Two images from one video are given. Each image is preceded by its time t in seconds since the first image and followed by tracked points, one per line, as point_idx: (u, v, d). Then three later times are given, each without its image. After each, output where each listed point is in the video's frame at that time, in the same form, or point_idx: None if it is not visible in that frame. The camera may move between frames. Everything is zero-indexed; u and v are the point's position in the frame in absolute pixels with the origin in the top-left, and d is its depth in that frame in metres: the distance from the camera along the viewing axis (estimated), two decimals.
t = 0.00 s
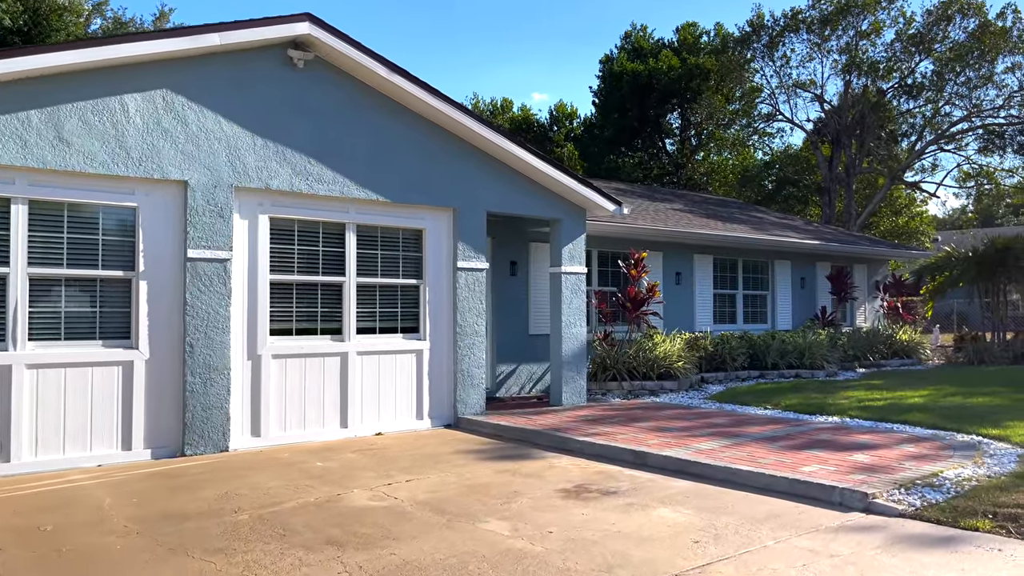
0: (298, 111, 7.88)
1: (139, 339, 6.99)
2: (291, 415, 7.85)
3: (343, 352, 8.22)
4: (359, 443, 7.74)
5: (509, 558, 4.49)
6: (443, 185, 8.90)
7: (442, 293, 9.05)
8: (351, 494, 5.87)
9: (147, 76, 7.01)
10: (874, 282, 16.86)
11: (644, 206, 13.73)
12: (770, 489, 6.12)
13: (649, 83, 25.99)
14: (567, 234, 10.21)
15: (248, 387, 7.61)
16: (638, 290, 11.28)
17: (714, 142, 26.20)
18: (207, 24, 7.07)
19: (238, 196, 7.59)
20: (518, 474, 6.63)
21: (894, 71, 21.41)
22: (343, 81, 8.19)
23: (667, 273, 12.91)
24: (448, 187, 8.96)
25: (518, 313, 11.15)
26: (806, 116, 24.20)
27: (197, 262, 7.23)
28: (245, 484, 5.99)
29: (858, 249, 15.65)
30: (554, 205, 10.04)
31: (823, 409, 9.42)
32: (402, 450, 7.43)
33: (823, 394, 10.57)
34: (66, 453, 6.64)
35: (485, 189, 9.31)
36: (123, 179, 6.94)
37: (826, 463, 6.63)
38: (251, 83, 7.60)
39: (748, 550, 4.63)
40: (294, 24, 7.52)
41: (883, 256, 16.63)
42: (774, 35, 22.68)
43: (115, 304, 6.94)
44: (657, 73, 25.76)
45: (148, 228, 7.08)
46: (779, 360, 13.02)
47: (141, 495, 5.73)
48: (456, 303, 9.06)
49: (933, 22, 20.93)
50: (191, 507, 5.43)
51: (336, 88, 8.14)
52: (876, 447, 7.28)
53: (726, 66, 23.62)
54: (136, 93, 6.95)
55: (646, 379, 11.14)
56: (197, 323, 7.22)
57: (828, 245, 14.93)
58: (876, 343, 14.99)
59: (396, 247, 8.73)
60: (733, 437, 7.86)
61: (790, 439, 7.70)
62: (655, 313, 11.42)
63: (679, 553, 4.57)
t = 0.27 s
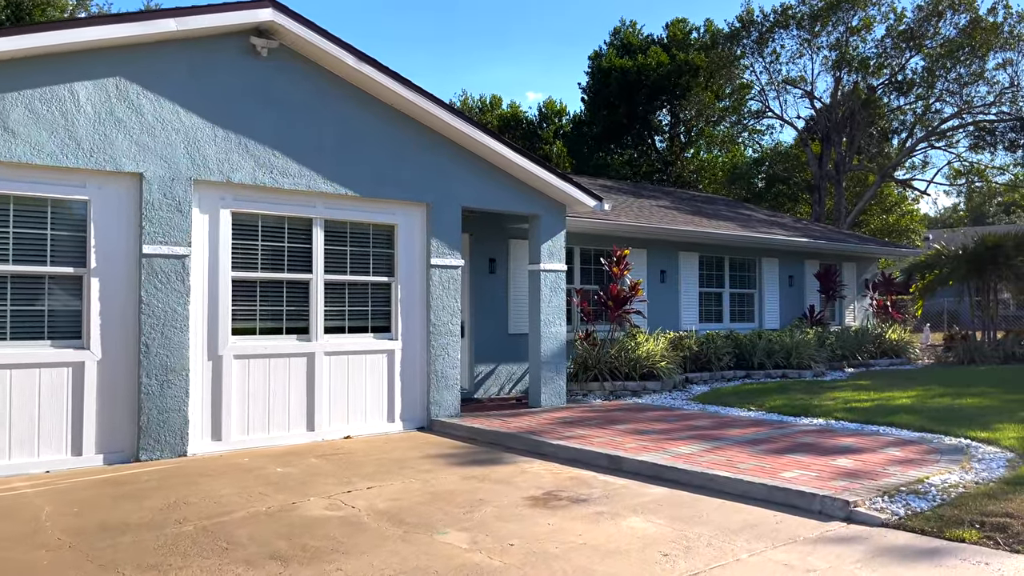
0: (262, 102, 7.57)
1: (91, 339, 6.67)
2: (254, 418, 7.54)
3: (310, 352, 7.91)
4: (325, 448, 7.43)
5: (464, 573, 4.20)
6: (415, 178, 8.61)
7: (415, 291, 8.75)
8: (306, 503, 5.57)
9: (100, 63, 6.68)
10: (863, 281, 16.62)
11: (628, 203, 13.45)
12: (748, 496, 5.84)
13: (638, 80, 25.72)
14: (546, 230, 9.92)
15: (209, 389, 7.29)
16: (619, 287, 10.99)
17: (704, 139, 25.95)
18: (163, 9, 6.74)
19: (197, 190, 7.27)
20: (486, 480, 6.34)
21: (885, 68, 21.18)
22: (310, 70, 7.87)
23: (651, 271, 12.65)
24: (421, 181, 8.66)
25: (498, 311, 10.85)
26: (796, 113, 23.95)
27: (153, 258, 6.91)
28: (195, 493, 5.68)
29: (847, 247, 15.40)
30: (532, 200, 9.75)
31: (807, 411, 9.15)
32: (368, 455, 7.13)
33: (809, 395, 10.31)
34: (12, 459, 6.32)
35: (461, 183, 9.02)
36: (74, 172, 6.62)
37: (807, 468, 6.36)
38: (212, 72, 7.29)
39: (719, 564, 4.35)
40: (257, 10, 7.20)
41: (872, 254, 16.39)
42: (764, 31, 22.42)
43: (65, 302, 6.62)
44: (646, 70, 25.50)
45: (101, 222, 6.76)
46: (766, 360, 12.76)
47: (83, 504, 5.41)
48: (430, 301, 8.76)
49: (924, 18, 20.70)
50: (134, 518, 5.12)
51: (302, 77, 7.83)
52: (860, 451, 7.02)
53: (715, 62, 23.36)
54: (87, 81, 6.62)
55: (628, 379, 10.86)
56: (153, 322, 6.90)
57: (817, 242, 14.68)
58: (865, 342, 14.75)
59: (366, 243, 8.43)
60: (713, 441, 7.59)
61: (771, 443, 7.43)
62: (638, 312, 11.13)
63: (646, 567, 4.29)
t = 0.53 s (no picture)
0: (227, 91, 7.23)
1: (42, 339, 6.32)
2: (218, 422, 7.19)
3: (279, 353, 7.57)
4: (292, 453, 7.10)
5: None
6: (389, 172, 8.28)
7: (391, 288, 8.41)
8: (263, 514, 5.24)
9: (51, 48, 6.33)
10: (857, 279, 16.33)
11: (616, 199, 13.14)
12: (732, 506, 5.52)
13: (630, 76, 25.41)
14: (529, 227, 9.59)
15: (170, 391, 6.94)
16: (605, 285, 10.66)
17: (697, 135, 25.64)
18: None
19: (157, 183, 6.93)
20: (457, 488, 6.02)
21: (879, 63, 20.88)
22: (278, 59, 7.54)
23: (639, 269, 12.35)
24: (396, 174, 8.33)
25: (480, 310, 10.52)
26: (789, 110, 23.65)
27: (110, 254, 6.56)
28: (146, 504, 5.35)
29: (840, 245, 15.10)
30: (513, 195, 9.42)
31: (798, 413, 8.84)
32: (336, 462, 6.80)
33: (800, 397, 10.00)
34: None
35: (438, 177, 8.69)
36: (24, 162, 6.27)
37: (796, 475, 6.05)
38: (173, 58, 6.93)
39: None
40: None
41: (866, 252, 16.09)
42: (757, 26, 22.11)
43: (15, 300, 6.27)
44: (638, 66, 25.18)
45: (53, 216, 6.41)
46: (757, 360, 12.46)
47: (24, 516, 5.07)
48: (406, 300, 8.43)
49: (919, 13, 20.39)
50: (75, 531, 4.79)
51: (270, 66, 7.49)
52: (852, 456, 6.70)
53: (708, 58, 23.04)
54: (38, 66, 6.27)
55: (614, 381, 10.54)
56: (109, 321, 6.56)
57: (810, 240, 14.37)
58: (859, 342, 14.45)
59: (339, 239, 8.09)
60: (699, 445, 7.27)
61: (759, 447, 7.12)
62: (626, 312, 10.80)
63: None
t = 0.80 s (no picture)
0: (191, 80, 6.89)
1: None
2: (181, 429, 6.85)
3: (246, 356, 7.22)
4: (259, 462, 6.76)
5: None
6: (364, 166, 7.95)
7: (367, 288, 8.07)
8: (216, 530, 4.90)
9: None
10: (853, 279, 16.01)
11: (606, 197, 12.80)
12: (718, 520, 5.19)
13: (624, 72, 25.08)
14: (513, 224, 9.26)
15: (129, 397, 6.59)
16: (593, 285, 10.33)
17: (692, 133, 25.32)
18: None
19: (116, 177, 6.57)
20: (427, 500, 5.68)
21: (876, 60, 20.56)
22: (246, 47, 7.20)
23: (629, 268, 12.01)
24: (372, 169, 8.01)
25: (463, 310, 10.19)
26: (785, 107, 23.33)
27: (64, 252, 6.21)
28: (92, 520, 5.01)
29: (836, 243, 14.77)
30: (496, 192, 9.08)
31: (790, 418, 8.52)
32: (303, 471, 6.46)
33: (793, 401, 9.68)
34: None
35: (417, 172, 8.37)
36: None
37: (786, 486, 5.72)
38: (133, 45, 6.58)
39: None
40: None
41: (862, 251, 15.77)
42: (753, 22, 21.77)
43: None
44: (632, 62, 24.86)
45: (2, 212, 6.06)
46: (750, 362, 12.14)
47: None
48: (382, 300, 8.09)
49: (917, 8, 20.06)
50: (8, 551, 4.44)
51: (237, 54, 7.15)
52: (845, 465, 6.37)
53: (703, 54, 22.70)
54: None
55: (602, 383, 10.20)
56: (62, 323, 6.21)
57: (805, 238, 14.05)
58: (855, 342, 14.14)
59: (311, 237, 7.76)
60: (686, 453, 6.94)
61: (748, 455, 6.79)
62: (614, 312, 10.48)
63: None
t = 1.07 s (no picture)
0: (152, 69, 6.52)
1: None
2: (141, 436, 6.49)
3: (212, 359, 6.86)
4: (223, 472, 6.40)
5: None
6: (338, 159, 7.60)
7: (341, 287, 7.71)
8: (162, 549, 4.54)
9: None
10: (851, 278, 15.66)
11: (597, 193, 12.45)
12: (704, 537, 4.83)
13: (619, 68, 24.73)
14: (497, 221, 8.89)
15: (84, 402, 6.23)
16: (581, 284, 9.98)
17: (688, 130, 24.97)
18: None
19: (70, 170, 6.20)
20: (396, 514, 5.32)
21: (874, 55, 20.20)
22: (212, 34, 6.84)
23: (620, 267, 11.67)
24: (347, 163, 7.66)
25: (447, 310, 9.84)
26: (782, 103, 22.97)
27: (12, 249, 5.85)
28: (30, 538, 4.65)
29: (833, 242, 14.42)
30: (479, 187, 8.72)
31: (784, 423, 8.17)
32: (269, 482, 6.10)
33: (788, 405, 9.33)
34: None
35: (394, 166, 8.01)
36: None
37: (778, 499, 5.36)
38: (90, 30, 6.21)
39: None
40: None
41: (860, 249, 15.42)
42: (749, 17, 21.39)
43: None
44: (627, 57, 24.51)
45: None
46: (744, 364, 11.80)
47: None
48: (358, 300, 7.73)
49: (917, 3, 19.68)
50: None
51: (202, 41, 6.79)
52: (842, 476, 6.02)
53: (699, 50, 22.33)
54: None
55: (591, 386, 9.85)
56: (10, 325, 5.84)
57: (801, 237, 13.69)
58: (853, 343, 13.79)
59: (283, 234, 7.39)
60: (673, 461, 6.59)
61: (740, 464, 6.44)
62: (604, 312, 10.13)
63: None
